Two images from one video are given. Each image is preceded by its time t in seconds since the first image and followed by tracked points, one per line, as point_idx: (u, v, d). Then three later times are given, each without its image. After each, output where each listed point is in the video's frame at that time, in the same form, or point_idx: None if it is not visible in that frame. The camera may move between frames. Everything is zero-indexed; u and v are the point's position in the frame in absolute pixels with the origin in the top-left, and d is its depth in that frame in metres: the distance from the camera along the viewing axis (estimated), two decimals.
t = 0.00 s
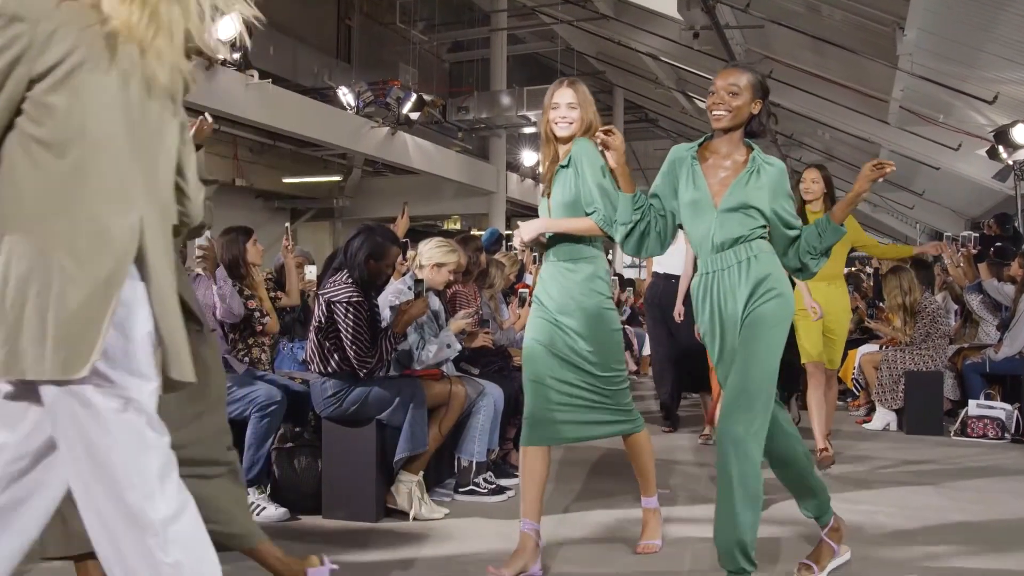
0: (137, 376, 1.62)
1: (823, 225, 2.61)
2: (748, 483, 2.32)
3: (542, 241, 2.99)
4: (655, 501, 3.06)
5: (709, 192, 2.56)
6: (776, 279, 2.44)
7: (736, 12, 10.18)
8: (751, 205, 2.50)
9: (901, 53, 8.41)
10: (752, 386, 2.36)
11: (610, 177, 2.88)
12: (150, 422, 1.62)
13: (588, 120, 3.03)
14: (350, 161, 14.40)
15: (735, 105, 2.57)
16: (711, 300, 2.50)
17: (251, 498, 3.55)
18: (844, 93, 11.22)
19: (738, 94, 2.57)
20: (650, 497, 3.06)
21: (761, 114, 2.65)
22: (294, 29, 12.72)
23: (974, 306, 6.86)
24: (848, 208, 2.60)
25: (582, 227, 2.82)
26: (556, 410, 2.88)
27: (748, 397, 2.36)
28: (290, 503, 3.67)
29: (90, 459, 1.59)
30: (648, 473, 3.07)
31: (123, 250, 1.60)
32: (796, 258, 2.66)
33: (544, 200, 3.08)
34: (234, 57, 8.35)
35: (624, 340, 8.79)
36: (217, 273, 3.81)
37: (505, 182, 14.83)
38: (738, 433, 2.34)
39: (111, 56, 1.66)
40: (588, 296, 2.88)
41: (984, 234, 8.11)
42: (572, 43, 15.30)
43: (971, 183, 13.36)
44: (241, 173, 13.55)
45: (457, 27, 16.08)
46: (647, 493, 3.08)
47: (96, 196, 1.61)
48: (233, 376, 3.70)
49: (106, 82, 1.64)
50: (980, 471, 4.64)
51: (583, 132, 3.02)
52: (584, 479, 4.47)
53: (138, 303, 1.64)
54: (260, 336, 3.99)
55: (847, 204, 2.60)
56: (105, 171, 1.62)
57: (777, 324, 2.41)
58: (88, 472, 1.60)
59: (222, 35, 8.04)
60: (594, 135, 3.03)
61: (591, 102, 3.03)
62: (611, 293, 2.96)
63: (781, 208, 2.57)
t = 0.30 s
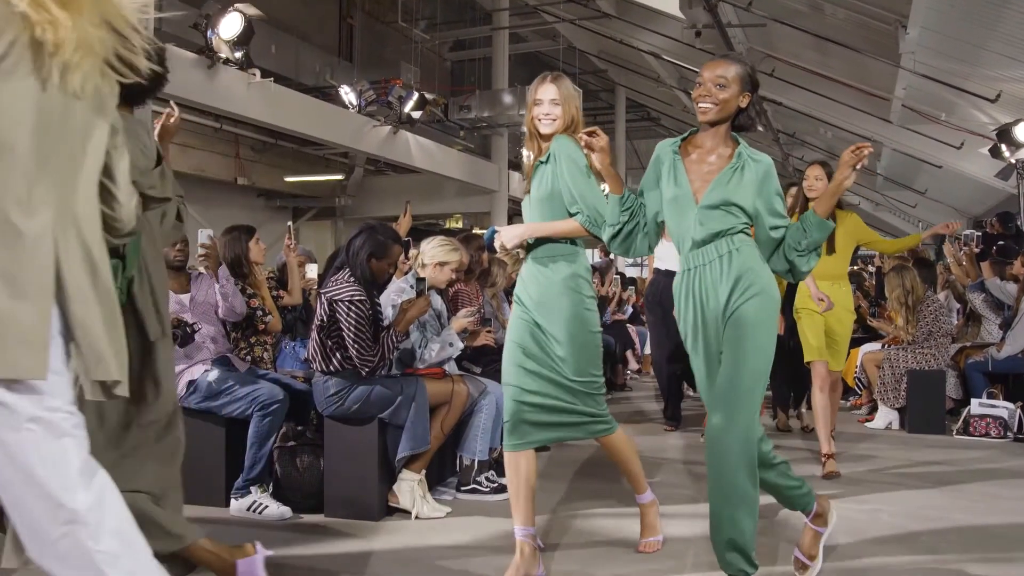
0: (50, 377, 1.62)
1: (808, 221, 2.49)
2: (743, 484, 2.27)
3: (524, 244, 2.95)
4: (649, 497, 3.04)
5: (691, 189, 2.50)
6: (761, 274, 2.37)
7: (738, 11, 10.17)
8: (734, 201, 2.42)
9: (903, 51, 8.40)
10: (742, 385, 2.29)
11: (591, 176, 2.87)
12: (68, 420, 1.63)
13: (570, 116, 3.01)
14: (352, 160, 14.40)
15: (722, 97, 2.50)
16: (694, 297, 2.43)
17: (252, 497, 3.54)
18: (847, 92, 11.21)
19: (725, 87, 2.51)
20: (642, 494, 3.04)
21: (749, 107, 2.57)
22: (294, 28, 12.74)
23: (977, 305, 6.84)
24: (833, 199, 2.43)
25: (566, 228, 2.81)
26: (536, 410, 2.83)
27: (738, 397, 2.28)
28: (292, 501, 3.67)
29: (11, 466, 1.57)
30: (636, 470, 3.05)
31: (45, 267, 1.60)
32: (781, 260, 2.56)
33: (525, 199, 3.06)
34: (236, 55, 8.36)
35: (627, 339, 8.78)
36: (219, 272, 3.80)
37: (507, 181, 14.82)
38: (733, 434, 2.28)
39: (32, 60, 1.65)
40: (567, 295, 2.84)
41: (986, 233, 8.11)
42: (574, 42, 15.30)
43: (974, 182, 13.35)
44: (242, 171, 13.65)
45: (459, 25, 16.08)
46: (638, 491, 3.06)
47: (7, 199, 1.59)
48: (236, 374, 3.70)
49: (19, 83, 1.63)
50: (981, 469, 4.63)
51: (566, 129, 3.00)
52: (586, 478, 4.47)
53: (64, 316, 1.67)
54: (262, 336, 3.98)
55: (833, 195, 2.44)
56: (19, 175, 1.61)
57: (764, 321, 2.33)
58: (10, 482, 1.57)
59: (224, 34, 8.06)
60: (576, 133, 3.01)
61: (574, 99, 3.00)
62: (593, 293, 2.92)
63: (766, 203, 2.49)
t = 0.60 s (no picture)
0: None
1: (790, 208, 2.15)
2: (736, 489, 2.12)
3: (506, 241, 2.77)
4: (632, 489, 2.82)
5: (673, 182, 2.30)
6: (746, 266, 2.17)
7: (740, 10, 10.16)
8: (713, 192, 2.21)
9: (906, 50, 8.39)
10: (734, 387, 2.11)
11: (578, 173, 2.75)
12: None
13: (553, 109, 2.86)
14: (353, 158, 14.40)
15: (705, 81, 2.25)
16: (675, 291, 2.22)
17: (255, 496, 3.55)
18: (848, 91, 11.22)
19: (709, 74, 2.24)
20: (624, 489, 2.81)
21: (738, 92, 2.29)
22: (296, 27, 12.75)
23: (979, 304, 6.89)
24: (811, 181, 2.06)
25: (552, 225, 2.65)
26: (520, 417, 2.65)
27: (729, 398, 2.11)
28: (293, 500, 3.68)
29: None
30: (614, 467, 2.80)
31: None
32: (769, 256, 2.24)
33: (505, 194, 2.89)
34: (238, 55, 8.38)
35: (629, 338, 8.79)
36: (221, 271, 3.80)
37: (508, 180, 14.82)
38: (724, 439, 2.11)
39: None
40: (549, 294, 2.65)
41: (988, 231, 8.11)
42: (575, 41, 15.31)
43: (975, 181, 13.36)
44: (244, 170, 13.66)
45: (460, 24, 16.08)
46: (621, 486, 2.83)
47: None
48: (239, 372, 3.71)
49: None
50: (983, 469, 4.64)
51: (549, 123, 2.85)
52: (590, 477, 4.47)
53: None
54: (264, 335, 3.99)
55: (813, 178, 2.07)
56: None
57: (752, 316, 2.14)
58: None
59: (226, 33, 8.06)
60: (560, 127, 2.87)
61: (558, 92, 2.86)
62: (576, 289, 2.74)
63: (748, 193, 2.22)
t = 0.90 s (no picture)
0: None
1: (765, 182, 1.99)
2: (732, 486, 2.04)
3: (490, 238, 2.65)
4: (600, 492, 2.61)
5: (655, 170, 2.19)
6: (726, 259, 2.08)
7: (741, 9, 10.16)
8: (691, 177, 2.09)
9: (907, 49, 8.38)
10: (727, 381, 2.02)
11: (566, 168, 2.65)
12: None
13: (536, 100, 2.73)
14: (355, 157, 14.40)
15: (677, 61, 2.13)
16: (653, 284, 2.13)
17: (257, 496, 3.55)
18: (849, 90, 11.23)
19: (687, 57, 2.13)
20: (593, 492, 2.60)
21: (720, 73, 2.19)
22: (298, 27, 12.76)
23: (981, 303, 6.90)
24: (789, 156, 1.91)
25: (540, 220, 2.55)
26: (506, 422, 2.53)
27: (721, 392, 2.02)
28: (295, 499, 3.67)
29: None
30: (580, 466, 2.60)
31: None
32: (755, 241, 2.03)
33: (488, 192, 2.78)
34: (240, 54, 8.40)
35: (630, 337, 8.79)
36: (222, 270, 3.81)
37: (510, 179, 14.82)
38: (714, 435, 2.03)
39: None
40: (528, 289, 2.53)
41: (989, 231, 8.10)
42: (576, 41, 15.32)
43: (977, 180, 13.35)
44: (246, 170, 13.66)
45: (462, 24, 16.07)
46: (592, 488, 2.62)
47: None
48: (241, 371, 3.71)
49: None
50: (985, 468, 4.63)
51: (531, 114, 2.73)
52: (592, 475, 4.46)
53: None
54: (266, 334, 3.99)
55: (787, 153, 1.92)
56: None
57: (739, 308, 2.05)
58: None
59: (227, 32, 8.07)
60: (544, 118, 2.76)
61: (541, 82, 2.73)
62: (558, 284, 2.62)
63: (727, 171, 2.07)
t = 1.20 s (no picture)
0: None
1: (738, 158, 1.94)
2: (724, 478, 2.02)
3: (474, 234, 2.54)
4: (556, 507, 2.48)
5: (634, 158, 2.17)
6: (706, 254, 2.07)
7: (742, 9, 10.16)
8: (667, 164, 2.06)
9: (909, 48, 8.37)
10: (715, 374, 2.00)
11: (554, 159, 2.52)
12: None
13: (518, 88, 2.59)
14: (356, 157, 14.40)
15: (650, 47, 2.10)
16: (631, 279, 2.08)
17: (257, 495, 3.55)
18: (850, 90, 11.23)
19: (659, 41, 2.10)
20: (548, 506, 2.48)
21: (698, 56, 2.15)
22: (299, 26, 12.76)
23: (982, 303, 6.90)
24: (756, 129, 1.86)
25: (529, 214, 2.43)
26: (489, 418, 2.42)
27: (708, 385, 2.00)
28: (296, 499, 3.66)
29: None
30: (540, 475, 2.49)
31: None
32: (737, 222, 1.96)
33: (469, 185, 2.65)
34: (241, 53, 8.46)
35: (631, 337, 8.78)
36: (223, 269, 3.82)
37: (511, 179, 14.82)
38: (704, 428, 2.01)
39: None
40: (507, 278, 2.43)
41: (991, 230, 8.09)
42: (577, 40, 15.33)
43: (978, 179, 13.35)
44: (247, 169, 13.66)
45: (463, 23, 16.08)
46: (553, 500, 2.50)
47: None
48: (242, 371, 3.71)
49: None
50: (986, 468, 4.63)
51: (515, 102, 2.59)
52: (594, 473, 4.45)
53: None
54: (266, 333, 4.01)
55: (755, 121, 1.87)
56: None
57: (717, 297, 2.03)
58: None
59: (229, 31, 8.08)
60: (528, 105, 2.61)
61: (524, 69, 2.59)
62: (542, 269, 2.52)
63: (702, 152, 2.02)
